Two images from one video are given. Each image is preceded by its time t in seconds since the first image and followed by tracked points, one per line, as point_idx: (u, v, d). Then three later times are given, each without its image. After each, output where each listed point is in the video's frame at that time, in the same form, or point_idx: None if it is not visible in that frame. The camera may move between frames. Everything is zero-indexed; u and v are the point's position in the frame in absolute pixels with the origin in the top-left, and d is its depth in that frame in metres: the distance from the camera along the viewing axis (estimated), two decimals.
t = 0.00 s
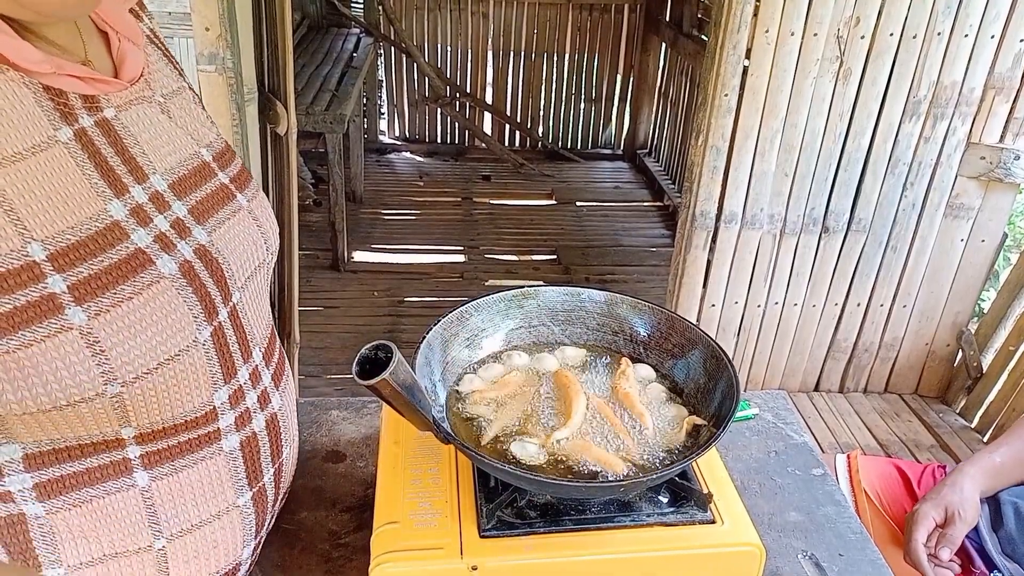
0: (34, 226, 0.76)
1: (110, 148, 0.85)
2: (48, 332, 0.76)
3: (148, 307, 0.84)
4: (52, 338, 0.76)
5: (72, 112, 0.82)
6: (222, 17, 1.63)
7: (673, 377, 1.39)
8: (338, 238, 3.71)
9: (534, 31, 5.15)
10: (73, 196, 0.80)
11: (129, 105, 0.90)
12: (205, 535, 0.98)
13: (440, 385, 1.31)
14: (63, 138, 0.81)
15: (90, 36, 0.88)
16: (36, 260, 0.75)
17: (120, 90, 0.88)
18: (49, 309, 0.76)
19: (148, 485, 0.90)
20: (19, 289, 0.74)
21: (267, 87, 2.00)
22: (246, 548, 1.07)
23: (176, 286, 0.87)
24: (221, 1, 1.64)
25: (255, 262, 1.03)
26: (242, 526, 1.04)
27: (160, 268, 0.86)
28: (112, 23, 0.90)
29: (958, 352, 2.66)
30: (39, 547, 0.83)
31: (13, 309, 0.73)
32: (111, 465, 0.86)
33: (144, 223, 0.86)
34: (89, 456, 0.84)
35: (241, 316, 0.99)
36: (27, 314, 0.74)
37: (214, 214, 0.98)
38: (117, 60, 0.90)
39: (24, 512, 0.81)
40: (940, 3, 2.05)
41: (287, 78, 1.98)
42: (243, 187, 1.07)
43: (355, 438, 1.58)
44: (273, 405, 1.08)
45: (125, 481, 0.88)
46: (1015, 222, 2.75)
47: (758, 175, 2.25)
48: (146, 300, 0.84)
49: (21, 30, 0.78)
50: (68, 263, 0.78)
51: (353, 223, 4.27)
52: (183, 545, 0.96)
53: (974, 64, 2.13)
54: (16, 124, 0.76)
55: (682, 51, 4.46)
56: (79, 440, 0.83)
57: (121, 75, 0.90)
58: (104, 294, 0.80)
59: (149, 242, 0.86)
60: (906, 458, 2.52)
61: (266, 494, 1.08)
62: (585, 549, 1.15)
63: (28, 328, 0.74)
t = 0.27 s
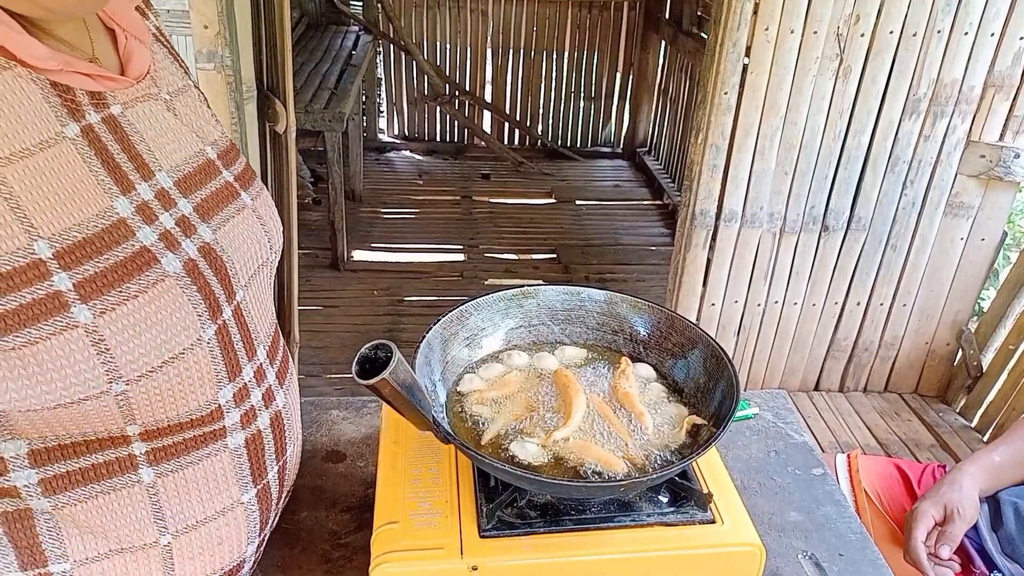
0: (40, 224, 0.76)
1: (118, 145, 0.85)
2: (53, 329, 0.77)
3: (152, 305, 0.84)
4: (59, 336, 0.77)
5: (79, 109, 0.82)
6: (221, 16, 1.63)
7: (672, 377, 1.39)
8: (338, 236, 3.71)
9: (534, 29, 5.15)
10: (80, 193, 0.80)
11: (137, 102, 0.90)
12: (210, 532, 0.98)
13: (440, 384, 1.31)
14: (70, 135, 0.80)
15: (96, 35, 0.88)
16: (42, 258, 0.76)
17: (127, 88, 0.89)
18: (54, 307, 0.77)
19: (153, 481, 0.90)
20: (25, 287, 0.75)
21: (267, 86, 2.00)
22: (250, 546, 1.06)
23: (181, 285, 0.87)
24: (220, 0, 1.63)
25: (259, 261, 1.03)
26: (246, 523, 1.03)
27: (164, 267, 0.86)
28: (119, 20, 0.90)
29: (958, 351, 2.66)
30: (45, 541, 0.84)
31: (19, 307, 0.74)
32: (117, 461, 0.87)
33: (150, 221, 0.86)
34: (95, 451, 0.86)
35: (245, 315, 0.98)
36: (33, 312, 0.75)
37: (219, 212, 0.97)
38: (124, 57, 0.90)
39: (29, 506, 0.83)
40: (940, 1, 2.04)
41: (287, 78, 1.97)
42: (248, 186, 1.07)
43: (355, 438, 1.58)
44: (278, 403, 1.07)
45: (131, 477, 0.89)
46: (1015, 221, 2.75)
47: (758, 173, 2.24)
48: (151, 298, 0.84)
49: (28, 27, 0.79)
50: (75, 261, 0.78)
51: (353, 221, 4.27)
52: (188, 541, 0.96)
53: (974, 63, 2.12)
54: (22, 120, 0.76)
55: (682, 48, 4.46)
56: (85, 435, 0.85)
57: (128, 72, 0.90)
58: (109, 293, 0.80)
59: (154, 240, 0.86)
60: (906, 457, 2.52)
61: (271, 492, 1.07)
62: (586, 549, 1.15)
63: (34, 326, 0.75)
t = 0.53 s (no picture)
0: (37, 228, 0.77)
1: (117, 151, 0.86)
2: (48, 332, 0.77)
3: (148, 309, 0.84)
4: (52, 338, 0.77)
5: (78, 114, 0.83)
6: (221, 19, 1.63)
7: (672, 379, 1.40)
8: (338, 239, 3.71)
9: (534, 32, 5.15)
10: (78, 197, 0.81)
11: (137, 107, 0.91)
12: (205, 534, 0.98)
13: (440, 386, 1.31)
14: (68, 140, 0.81)
15: (102, 39, 0.88)
16: (37, 262, 0.76)
17: (130, 92, 0.89)
18: (48, 310, 0.77)
19: (147, 482, 0.90)
20: (20, 291, 0.75)
21: (267, 89, 2.00)
22: (246, 549, 1.07)
23: (178, 289, 0.87)
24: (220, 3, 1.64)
25: (262, 263, 1.03)
26: (242, 526, 1.03)
27: (161, 271, 0.86)
28: (125, 24, 0.91)
29: (958, 353, 2.66)
30: (39, 540, 0.84)
31: (15, 309, 0.75)
32: (111, 461, 0.87)
33: (149, 225, 0.87)
34: (90, 452, 0.86)
35: (245, 318, 0.99)
36: (28, 314, 0.76)
37: (220, 216, 0.98)
38: (128, 61, 0.91)
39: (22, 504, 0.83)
40: (940, 3, 2.05)
41: (287, 80, 1.98)
42: (252, 190, 1.07)
43: (355, 440, 1.58)
44: (276, 407, 1.07)
45: (124, 478, 0.89)
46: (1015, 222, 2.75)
47: (758, 175, 2.25)
48: (146, 302, 0.84)
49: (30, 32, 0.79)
50: (71, 265, 0.79)
51: (353, 224, 4.28)
52: (183, 543, 0.96)
53: (974, 65, 2.13)
54: (20, 125, 0.77)
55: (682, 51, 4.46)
56: (81, 435, 0.85)
57: (131, 76, 0.91)
58: (104, 297, 0.81)
59: (153, 244, 0.86)
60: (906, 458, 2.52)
61: (268, 494, 1.07)
62: (585, 552, 1.15)
63: (29, 328, 0.76)
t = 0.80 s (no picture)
0: (38, 222, 0.77)
1: (116, 148, 0.86)
2: (49, 326, 0.77)
3: (148, 304, 0.84)
4: (53, 333, 0.77)
5: (78, 111, 0.83)
6: (221, 17, 1.63)
7: (672, 378, 1.39)
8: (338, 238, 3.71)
9: (534, 30, 5.15)
10: (78, 193, 0.81)
11: (136, 105, 0.91)
12: (199, 532, 0.98)
13: (440, 385, 1.31)
14: (68, 137, 0.81)
15: (101, 37, 0.88)
16: (40, 255, 0.76)
17: (129, 90, 0.89)
18: (49, 304, 0.77)
19: (141, 479, 0.90)
20: (22, 283, 0.75)
21: (267, 87, 2.00)
22: (241, 547, 1.06)
23: (177, 285, 0.87)
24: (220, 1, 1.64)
25: (261, 261, 1.03)
26: (237, 524, 1.03)
27: (161, 266, 0.86)
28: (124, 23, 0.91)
29: (958, 352, 2.66)
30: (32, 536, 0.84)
31: (16, 303, 0.75)
32: (106, 457, 0.87)
33: (148, 221, 0.87)
34: (84, 447, 0.86)
35: (242, 315, 0.98)
36: (29, 308, 0.75)
37: (219, 213, 0.97)
38: (127, 59, 0.91)
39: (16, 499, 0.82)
40: (941, 2, 2.05)
41: (287, 78, 1.97)
42: (250, 188, 1.07)
43: (355, 439, 1.58)
44: (271, 404, 1.07)
45: (119, 474, 0.88)
46: (1014, 222, 2.75)
47: (758, 174, 2.25)
48: (146, 297, 0.84)
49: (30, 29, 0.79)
50: (72, 259, 0.79)
51: (353, 223, 4.27)
52: (177, 541, 0.95)
53: (974, 64, 2.13)
54: (21, 121, 0.77)
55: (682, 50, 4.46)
56: (76, 431, 0.85)
57: (129, 75, 0.91)
58: (105, 291, 0.80)
59: (152, 240, 0.86)
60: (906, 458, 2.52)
61: (264, 492, 1.07)
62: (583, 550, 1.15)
63: (29, 322, 0.75)
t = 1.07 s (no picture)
0: (42, 217, 0.76)
1: (117, 146, 0.86)
2: (57, 321, 0.75)
3: (154, 298, 0.84)
4: (61, 327, 0.76)
5: (80, 109, 0.83)
6: (221, 17, 1.63)
7: (673, 377, 1.39)
8: (338, 237, 3.71)
9: (534, 30, 5.15)
10: (80, 191, 0.81)
11: (137, 103, 0.91)
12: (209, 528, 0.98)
13: (439, 385, 1.31)
14: (71, 134, 0.81)
15: (100, 36, 0.88)
16: (46, 250, 0.76)
17: (128, 89, 0.89)
18: (56, 299, 0.76)
19: (151, 477, 0.90)
20: (28, 278, 0.74)
21: (267, 87, 2.00)
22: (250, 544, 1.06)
23: (181, 279, 0.87)
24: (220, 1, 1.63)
25: (260, 258, 1.03)
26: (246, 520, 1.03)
27: (165, 261, 0.86)
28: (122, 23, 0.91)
29: (958, 352, 2.66)
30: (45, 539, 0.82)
31: (23, 299, 0.73)
32: (116, 457, 0.86)
33: (149, 218, 0.87)
34: (93, 449, 0.84)
35: (244, 312, 0.99)
36: (36, 303, 0.74)
37: (218, 211, 0.97)
38: (126, 58, 0.91)
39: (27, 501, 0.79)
40: (940, 2, 2.05)
41: (287, 78, 1.97)
42: (248, 186, 1.07)
43: (355, 439, 1.58)
44: (275, 400, 1.08)
45: (129, 473, 0.88)
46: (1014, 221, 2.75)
47: (758, 174, 2.25)
48: (151, 292, 0.83)
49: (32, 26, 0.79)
50: (77, 253, 0.78)
51: (353, 222, 4.27)
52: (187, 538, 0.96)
53: (974, 64, 2.13)
54: (24, 117, 0.77)
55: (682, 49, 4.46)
56: (84, 432, 0.83)
57: (129, 74, 0.91)
58: (111, 285, 0.80)
59: (154, 237, 0.86)
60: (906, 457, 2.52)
61: (270, 488, 1.08)
62: (585, 549, 1.15)
63: (37, 318, 0.74)
